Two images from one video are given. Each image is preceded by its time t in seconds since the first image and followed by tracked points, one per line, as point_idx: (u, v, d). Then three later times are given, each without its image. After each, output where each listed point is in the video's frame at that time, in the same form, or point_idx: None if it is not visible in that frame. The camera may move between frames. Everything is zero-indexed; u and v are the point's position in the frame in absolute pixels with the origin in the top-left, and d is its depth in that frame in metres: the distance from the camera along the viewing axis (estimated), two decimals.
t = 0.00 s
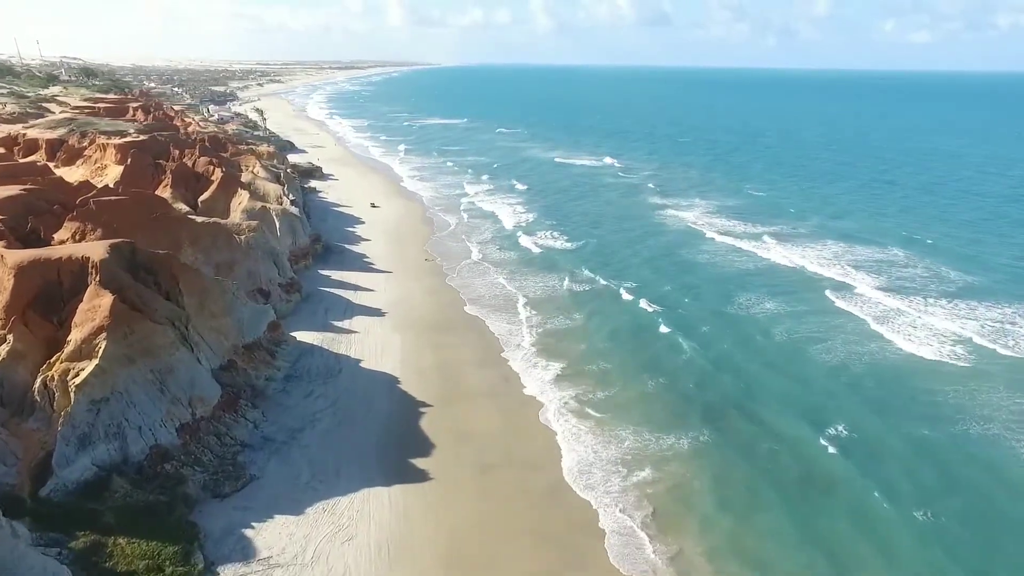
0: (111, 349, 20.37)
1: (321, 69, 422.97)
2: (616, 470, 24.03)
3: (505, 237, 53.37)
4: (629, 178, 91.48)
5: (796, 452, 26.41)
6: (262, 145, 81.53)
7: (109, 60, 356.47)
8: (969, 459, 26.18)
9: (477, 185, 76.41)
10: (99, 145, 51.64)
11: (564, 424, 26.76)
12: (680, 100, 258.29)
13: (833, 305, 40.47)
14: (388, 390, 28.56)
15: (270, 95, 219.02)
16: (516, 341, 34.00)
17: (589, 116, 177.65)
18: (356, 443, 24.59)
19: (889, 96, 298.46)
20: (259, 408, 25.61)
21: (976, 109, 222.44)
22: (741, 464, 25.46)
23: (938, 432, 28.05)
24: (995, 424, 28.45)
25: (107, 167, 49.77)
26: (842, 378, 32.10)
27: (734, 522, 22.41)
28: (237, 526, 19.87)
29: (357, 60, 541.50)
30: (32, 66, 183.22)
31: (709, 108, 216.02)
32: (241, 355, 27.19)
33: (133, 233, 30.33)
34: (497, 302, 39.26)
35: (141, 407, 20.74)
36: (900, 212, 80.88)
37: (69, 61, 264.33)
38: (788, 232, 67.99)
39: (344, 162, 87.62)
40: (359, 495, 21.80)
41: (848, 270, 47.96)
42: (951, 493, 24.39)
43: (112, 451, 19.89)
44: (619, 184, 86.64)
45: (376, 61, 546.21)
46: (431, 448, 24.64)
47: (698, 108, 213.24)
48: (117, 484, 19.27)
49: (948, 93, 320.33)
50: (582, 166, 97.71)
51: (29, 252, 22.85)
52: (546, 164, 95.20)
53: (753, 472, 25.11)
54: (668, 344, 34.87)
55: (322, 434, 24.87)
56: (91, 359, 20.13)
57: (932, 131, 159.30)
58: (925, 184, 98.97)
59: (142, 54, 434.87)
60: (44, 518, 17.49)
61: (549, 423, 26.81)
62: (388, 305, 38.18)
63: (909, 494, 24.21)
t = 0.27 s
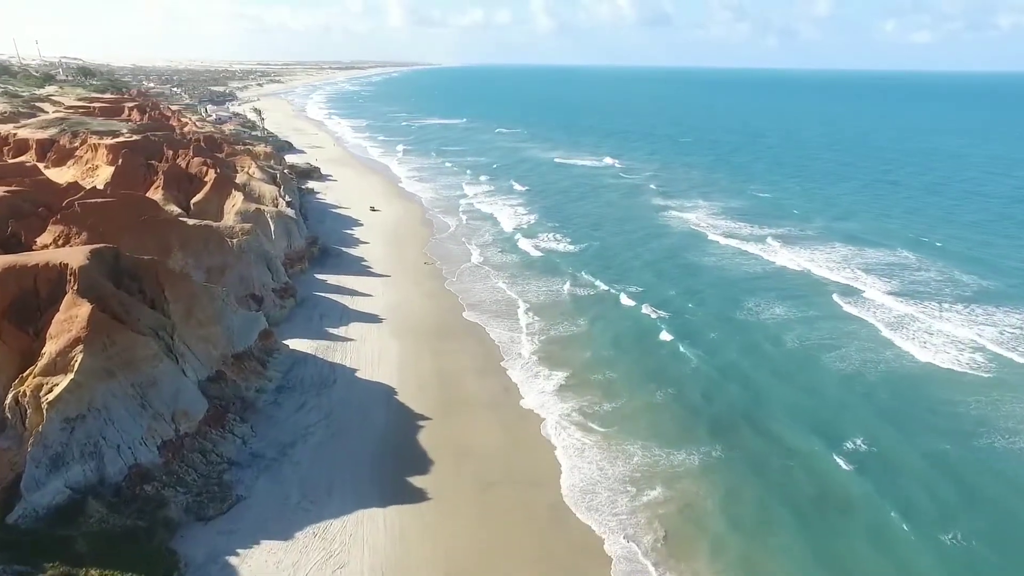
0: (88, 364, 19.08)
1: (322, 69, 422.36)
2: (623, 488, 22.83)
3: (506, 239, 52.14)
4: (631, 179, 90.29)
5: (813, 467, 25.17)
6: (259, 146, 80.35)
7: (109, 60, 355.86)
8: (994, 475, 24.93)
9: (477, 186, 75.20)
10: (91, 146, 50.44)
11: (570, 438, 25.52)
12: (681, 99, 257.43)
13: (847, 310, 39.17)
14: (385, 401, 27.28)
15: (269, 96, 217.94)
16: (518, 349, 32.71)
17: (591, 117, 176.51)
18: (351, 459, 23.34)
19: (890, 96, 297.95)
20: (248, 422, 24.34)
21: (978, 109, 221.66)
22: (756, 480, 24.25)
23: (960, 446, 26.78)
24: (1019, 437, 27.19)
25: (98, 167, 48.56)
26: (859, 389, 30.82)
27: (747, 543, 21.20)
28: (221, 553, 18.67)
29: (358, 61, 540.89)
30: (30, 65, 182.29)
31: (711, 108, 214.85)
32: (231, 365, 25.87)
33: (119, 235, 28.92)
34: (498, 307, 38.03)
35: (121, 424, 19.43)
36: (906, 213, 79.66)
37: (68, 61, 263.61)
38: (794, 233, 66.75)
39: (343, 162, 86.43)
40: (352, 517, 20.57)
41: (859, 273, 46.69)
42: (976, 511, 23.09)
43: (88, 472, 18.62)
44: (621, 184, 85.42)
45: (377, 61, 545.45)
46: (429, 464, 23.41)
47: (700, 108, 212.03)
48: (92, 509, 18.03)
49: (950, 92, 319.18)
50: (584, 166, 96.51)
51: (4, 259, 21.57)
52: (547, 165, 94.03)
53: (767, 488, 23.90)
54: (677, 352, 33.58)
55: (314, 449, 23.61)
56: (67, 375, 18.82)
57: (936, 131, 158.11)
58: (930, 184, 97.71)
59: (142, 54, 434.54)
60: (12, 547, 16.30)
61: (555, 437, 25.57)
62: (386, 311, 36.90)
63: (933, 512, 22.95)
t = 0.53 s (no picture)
0: (62, 378, 17.81)
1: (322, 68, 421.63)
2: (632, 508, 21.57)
3: (508, 242, 50.86)
4: (633, 179, 89.06)
5: (832, 484, 23.90)
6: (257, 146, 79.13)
7: (109, 60, 354.99)
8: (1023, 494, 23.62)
9: (477, 186, 73.97)
10: (81, 146, 49.18)
11: (576, 454, 24.29)
12: (681, 99, 256.43)
13: (860, 315, 37.91)
14: (381, 413, 26.06)
15: (269, 96, 216.79)
16: (521, 358, 31.44)
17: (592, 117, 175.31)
18: (344, 479, 22.13)
19: (890, 96, 297.12)
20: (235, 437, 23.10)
21: (979, 109, 220.91)
22: (772, 498, 22.99)
23: (986, 462, 25.47)
24: None
25: (89, 168, 47.30)
26: (876, 400, 29.57)
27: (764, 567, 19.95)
28: None
29: (358, 61, 539.73)
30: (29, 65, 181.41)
31: (713, 108, 213.65)
32: (219, 375, 24.59)
33: (106, 239, 27.41)
34: (499, 312, 36.75)
35: (98, 443, 18.15)
36: (914, 215, 78.38)
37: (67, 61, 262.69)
38: (800, 236, 65.49)
39: (342, 163, 85.18)
40: (344, 543, 19.34)
41: (870, 276, 45.38)
42: (1005, 533, 21.80)
43: (61, 495, 17.32)
44: (624, 185, 84.15)
45: (377, 61, 544.58)
46: (427, 484, 22.17)
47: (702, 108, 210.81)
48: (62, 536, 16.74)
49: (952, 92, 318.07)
50: (585, 166, 95.26)
51: None
52: (548, 165, 92.81)
53: (784, 506, 22.67)
54: (686, 360, 32.33)
55: (305, 468, 22.36)
56: (38, 389, 17.55)
57: (939, 131, 156.92)
58: (937, 185, 96.41)
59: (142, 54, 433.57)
60: None
61: (560, 453, 24.32)
62: (384, 317, 35.66)
63: (960, 534, 21.68)
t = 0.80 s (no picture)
0: (30, 392, 16.53)
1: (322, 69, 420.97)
2: (642, 531, 20.30)
3: (509, 244, 49.56)
4: (635, 180, 87.79)
5: (854, 502, 22.63)
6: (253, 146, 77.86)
7: (108, 60, 354.70)
8: None
9: (477, 187, 72.72)
10: (71, 145, 47.89)
11: (583, 472, 22.99)
12: (682, 99, 255.36)
13: (874, 321, 36.62)
14: (377, 428, 24.77)
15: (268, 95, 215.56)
16: (523, 367, 30.18)
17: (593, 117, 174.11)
18: (336, 501, 20.84)
19: (890, 96, 296.10)
20: (221, 455, 21.83)
21: (981, 109, 219.83)
22: (789, 519, 21.74)
23: (1016, 480, 24.12)
24: None
25: (78, 168, 46.00)
26: (897, 412, 28.25)
27: None
28: None
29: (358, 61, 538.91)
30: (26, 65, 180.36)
31: (714, 109, 212.53)
32: (206, 388, 23.28)
33: (90, 242, 25.88)
34: (501, 318, 35.47)
35: (70, 465, 16.86)
36: (921, 216, 77.06)
37: (66, 61, 261.82)
38: (807, 238, 64.21)
39: (340, 163, 83.89)
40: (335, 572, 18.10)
41: (882, 279, 44.06)
42: None
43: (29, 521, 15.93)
44: (626, 186, 82.91)
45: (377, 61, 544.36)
46: (425, 505, 20.91)
47: (703, 109, 209.63)
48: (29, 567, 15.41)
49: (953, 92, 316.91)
50: (587, 167, 93.99)
51: None
52: (550, 166, 91.56)
53: (803, 529, 21.35)
54: (695, 369, 31.05)
55: (294, 489, 21.09)
56: (5, 406, 16.27)
57: (943, 131, 155.63)
58: (942, 185, 95.07)
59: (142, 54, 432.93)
60: None
61: (566, 470, 23.03)
62: (381, 323, 34.36)
63: (993, 559, 20.34)
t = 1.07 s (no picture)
0: None
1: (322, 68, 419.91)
2: (653, 558, 19.08)
3: (510, 247, 48.34)
4: (638, 180, 86.55)
5: (876, 524, 21.40)
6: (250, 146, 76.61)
7: (107, 59, 353.53)
8: None
9: (478, 188, 71.50)
10: (61, 146, 46.64)
11: (591, 493, 21.70)
12: (682, 99, 254.33)
13: (889, 327, 35.38)
14: (372, 444, 23.57)
15: (267, 95, 214.32)
16: (526, 377, 28.95)
17: (594, 117, 172.92)
18: (328, 527, 19.58)
19: (891, 96, 295.16)
20: (206, 475, 20.59)
21: (983, 109, 218.78)
22: (809, 543, 20.51)
23: None
24: None
25: (68, 169, 44.73)
26: (919, 427, 26.95)
27: None
28: None
29: (358, 61, 537.81)
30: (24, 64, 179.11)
31: (716, 108, 211.39)
32: (191, 402, 22.01)
33: (71, 249, 24.56)
34: (503, 325, 34.24)
35: (39, 491, 15.58)
36: (928, 217, 75.86)
37: (65, 61, 260.73)
38: (814, 240, 62.97)
39: (339, 163, 82.64)
40: None
41: (895, 283, 42.82)
42: None
43: None
44: (629, 186, 81.69)
45: (377, 61, 543.32)
46: (422, 530, 19.70)
47: (704, 108, 208.42)
48: None
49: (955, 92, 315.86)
50: (589, 167, 92.74)
51: None
52: (551, 166, 90.34)
53: (825, 555, 20.09)
54: (706, 379, 29.74)
55: (283, 512, 19.87)
56: None
57: (946, 131, 154.60)
58: (949, 186, 93.88)
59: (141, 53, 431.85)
60: None
61: (573, 491, 21.74)
62: (378, 330, 33.10)
63: None
